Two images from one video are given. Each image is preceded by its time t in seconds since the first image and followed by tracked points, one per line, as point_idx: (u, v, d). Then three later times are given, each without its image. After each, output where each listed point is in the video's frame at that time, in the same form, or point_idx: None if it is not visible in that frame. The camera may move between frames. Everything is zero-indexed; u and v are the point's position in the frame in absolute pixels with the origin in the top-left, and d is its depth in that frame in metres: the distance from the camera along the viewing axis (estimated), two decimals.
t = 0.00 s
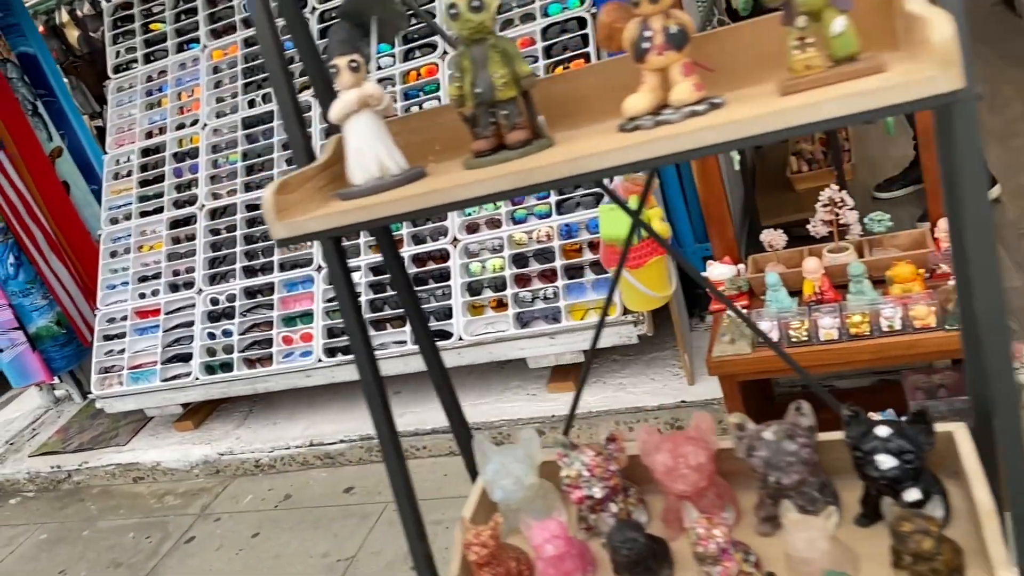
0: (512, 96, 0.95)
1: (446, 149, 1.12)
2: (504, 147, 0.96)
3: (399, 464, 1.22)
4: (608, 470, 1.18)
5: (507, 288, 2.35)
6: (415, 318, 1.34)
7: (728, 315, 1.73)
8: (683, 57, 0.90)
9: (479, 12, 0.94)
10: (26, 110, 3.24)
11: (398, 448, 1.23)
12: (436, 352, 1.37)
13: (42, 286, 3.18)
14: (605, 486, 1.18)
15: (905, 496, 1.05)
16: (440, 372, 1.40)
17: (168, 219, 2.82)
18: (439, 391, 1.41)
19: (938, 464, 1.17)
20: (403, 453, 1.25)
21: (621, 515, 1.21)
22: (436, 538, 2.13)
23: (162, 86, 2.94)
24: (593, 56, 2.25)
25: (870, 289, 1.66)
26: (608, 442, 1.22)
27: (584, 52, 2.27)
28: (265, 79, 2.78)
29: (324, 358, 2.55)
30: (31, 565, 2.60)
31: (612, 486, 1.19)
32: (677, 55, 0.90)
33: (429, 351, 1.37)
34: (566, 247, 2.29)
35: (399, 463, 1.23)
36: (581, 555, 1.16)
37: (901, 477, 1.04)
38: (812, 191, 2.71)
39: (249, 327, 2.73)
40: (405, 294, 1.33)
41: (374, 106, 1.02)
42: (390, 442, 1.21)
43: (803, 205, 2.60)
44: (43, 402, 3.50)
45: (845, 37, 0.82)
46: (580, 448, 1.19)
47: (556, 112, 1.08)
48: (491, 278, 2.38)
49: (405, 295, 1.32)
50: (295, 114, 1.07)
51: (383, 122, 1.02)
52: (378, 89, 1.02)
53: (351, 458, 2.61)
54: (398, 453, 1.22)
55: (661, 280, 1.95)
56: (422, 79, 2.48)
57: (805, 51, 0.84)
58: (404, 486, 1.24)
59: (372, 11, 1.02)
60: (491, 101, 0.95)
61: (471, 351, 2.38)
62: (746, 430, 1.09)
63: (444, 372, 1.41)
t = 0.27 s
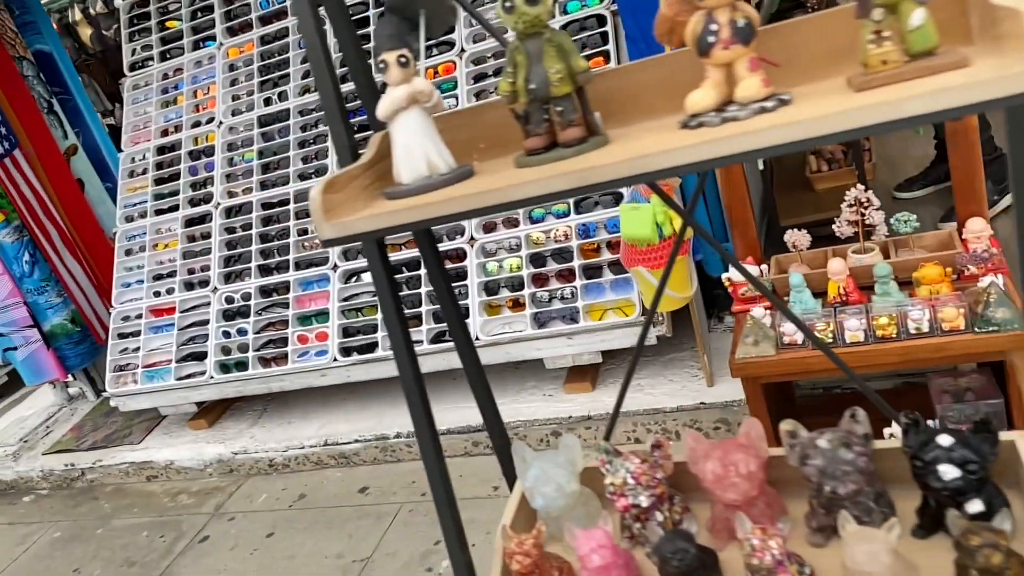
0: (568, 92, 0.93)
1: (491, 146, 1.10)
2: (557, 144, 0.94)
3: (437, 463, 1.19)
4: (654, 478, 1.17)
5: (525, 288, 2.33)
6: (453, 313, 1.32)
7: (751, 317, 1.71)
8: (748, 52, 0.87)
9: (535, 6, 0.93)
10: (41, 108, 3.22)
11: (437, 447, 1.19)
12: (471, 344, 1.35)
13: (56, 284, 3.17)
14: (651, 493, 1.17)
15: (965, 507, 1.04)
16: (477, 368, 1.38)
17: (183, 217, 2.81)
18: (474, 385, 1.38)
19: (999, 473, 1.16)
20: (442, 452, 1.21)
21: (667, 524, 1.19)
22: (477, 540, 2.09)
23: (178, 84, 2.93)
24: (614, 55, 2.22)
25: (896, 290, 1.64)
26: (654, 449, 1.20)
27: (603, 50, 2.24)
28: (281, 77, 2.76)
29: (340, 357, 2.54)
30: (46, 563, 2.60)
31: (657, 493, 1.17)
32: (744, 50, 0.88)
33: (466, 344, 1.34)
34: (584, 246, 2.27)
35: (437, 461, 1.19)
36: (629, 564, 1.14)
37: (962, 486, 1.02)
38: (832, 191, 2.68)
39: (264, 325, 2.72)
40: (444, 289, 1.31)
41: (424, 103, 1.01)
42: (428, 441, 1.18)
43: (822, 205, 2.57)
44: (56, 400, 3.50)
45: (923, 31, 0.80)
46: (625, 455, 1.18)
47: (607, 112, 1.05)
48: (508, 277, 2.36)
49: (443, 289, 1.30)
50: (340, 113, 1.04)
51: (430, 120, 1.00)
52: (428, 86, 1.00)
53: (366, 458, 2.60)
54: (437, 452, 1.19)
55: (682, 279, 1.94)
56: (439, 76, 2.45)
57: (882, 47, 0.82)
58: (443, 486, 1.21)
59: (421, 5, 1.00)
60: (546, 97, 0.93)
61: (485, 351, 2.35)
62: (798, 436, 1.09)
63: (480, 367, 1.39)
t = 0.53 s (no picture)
0: (616, 92, 0.91)
1: (531, 147, 1.08)
2: (604, 146, 0.92)
3: (470, 464, 1.17)
4: (692, 490, 1.14)
5: (535, 290, 2.31)
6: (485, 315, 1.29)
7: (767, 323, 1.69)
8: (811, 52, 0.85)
9: (585, 3, 0.90)
10: (47, 103, 3.20)
11: (470, 449, 1.17)
12: (501, 345, 1.33)
13: (62, 280, 3.15)
14: (690, 506, 1.14)
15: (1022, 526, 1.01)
16: (504, 367, 1.35)
17: (190, 215, 2.79)
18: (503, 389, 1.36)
19: None
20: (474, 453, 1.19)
21: (706, 539, 1.16)
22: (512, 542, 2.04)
23: (185, 81, 2.91)
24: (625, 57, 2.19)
25: (915, 299, 1.62)
26: (692, 460, 1.16)
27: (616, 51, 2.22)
28: (289, 75, 2.74)
29: (347, 357, 2.52)
30: (50, 561, 2.58)
31: (696, 506, 1.14)
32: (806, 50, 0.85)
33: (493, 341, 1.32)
34: (595, 249, 2.25)
35: (469, 463, 1.17)
36: None
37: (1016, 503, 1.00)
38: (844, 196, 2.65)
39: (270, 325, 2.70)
40: (477, 291, 1.28)
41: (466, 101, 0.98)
42: (461, 440, 1.16)
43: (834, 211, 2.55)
44: (60, 397, 3.49)
45: (998, 32, 0.78)
46: (664, 468, 1.15)
47: (655, 108, 1.05)
48: (518, 280, 2.33)
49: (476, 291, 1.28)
50: (377, 114, 1.03)
51: (472, 120, 0.98)
52: (471, 84, 0.98)
53: (373, 460, 2.59)
54: (470, 454, 1.17)
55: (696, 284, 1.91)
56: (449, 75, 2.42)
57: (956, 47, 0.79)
58: (475, 486, 1.19)
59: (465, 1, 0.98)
60: (593, 97, 0.91)
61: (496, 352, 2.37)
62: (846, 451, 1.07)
63: (510, 369, 1.37)
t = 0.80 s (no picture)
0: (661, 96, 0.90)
1: (564, 152, 1.07)
2: (646, 151, 0.90)
3: (497, 471, 1.11)
4: (728, 507, 1.12)
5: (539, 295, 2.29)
6: (508, 317, 1.27)
7: (775, 330, 1.67)
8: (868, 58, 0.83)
9: (631, 3, 0.88)
10: (46, 104, 3.17)
11: (497, 456, 1.11)
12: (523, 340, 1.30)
13: (59, 282, 3.12)
14: (726, 524, 1.12)
15: None
16: (527, 369, 1.32)
17: (190, 217, 2.77)
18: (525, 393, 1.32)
19: None
20: (501, 461, 1.13)
21: (742, 557, 1.13)
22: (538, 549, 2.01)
23: (185, 83, 2.89)
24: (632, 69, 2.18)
25: (924, 306, 1.60)
26: (727, 474, 1.14)
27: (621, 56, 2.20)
28: (291, 77, 2.72)
29: (349, 362, 2.50)
30: (46, 568, 2.55)
31: (732, 523, 1.12)
32: (864, 56, 0.83)
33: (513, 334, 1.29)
34: (599, 254, 2.23)
35: (497, 471, 1.11)
36: None
37: None
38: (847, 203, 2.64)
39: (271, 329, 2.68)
40: (500, 292, 1.26)
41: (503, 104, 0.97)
42: (487, 448, 1.10)
43: (839, 218, 2.54)
44: (56, 401, 3.45)
45: None
46: (698, 484, 1.13)
47: (700, 110, 1.03)
48: (521, 285, 2.31)
49: (501, 292, 1.25)
50: (407, 115, 0.98)
51: (509, 124, 0.97)
52: (509, 87, 0.97)
53: (374, 466, 2.57)
54: (497, 462, 1.11)
55: (703, 290, 1.89)
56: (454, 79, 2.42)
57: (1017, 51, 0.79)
58: (502, 497, 1.12)
59: None
60: (636, 101, 0.90)
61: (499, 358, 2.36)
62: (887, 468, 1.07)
63: (531, 371, 1.33)
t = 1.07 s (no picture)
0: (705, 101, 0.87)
1: (597, 159, 1.03)
2: (689, 159, 0.86)
3: (524, 478, 1.06)
4: (764, 524, 1.11)
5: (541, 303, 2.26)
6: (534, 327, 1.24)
7: (782, 337, 1.66)
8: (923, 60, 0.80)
9: (676, 5, 0.86)
10: (43, 111, 3.15)
11: (524, 465, 1.06)
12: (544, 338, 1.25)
13: (55, 291, 3.09)
14: (763, 542, 1.11)
15: None
16: (550, 369, 1.29)
17: (188, 225, 2.75)
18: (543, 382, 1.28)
19: None
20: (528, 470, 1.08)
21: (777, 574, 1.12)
22: (568, 559, 1.96)
23: (184, 89, 2.86)
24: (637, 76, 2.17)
25: (932, 312, 1.59)
26: (759, 489, 1.14)
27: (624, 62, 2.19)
28: (290, 84, 2.71)
29: (349, 371, 2.48)
30: None
31: (769, 541, 1.11)
32: (919, 58, 0.80)
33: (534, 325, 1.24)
34: (603, 261, 2.21)
35: (524, 480, 1.06)
36: None
37: None
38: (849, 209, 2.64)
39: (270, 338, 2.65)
40: (526, 300, 1.22)
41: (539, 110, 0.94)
42: (513, 452, 1.05)
43: (841, 225, 2.53)
44: (51, 411, 3.42)
45: None
46: (731, 500, 1.12)
47: (745, 116, 0.98)
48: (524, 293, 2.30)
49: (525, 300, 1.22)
50: (437, 118, 0.94)
51: (545, 131, 0.93)
52: (546, 92, 0.93)
53: (374, 475, 2.54)
54: (524, 471, 1.06)
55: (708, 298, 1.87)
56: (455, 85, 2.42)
57: None
58: (530, 506, 1.08)
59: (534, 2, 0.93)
60: (681, 106, 0.87)
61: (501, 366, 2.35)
62: (930, 484, 1.04)
63: (552, 364, 1.29)
